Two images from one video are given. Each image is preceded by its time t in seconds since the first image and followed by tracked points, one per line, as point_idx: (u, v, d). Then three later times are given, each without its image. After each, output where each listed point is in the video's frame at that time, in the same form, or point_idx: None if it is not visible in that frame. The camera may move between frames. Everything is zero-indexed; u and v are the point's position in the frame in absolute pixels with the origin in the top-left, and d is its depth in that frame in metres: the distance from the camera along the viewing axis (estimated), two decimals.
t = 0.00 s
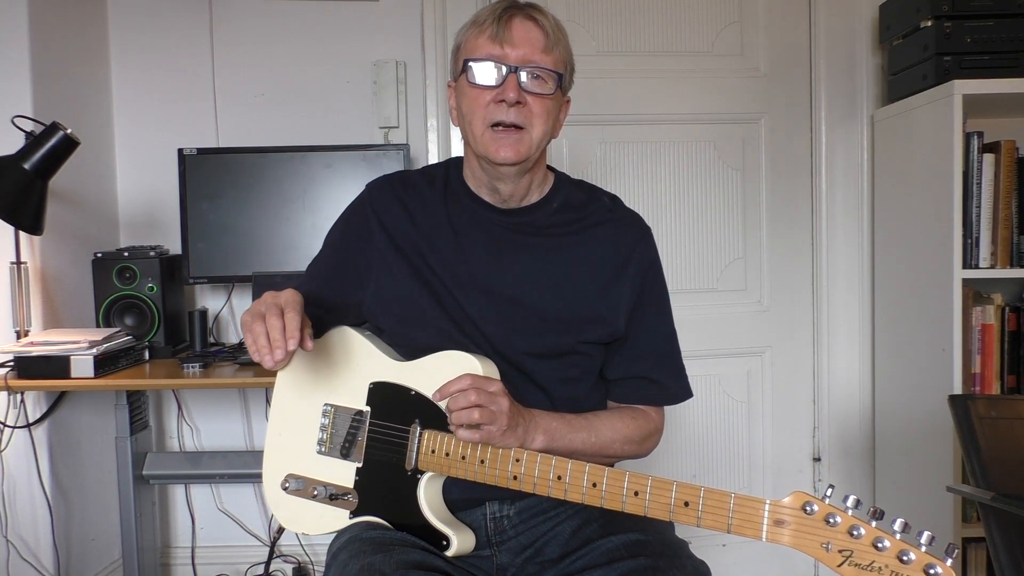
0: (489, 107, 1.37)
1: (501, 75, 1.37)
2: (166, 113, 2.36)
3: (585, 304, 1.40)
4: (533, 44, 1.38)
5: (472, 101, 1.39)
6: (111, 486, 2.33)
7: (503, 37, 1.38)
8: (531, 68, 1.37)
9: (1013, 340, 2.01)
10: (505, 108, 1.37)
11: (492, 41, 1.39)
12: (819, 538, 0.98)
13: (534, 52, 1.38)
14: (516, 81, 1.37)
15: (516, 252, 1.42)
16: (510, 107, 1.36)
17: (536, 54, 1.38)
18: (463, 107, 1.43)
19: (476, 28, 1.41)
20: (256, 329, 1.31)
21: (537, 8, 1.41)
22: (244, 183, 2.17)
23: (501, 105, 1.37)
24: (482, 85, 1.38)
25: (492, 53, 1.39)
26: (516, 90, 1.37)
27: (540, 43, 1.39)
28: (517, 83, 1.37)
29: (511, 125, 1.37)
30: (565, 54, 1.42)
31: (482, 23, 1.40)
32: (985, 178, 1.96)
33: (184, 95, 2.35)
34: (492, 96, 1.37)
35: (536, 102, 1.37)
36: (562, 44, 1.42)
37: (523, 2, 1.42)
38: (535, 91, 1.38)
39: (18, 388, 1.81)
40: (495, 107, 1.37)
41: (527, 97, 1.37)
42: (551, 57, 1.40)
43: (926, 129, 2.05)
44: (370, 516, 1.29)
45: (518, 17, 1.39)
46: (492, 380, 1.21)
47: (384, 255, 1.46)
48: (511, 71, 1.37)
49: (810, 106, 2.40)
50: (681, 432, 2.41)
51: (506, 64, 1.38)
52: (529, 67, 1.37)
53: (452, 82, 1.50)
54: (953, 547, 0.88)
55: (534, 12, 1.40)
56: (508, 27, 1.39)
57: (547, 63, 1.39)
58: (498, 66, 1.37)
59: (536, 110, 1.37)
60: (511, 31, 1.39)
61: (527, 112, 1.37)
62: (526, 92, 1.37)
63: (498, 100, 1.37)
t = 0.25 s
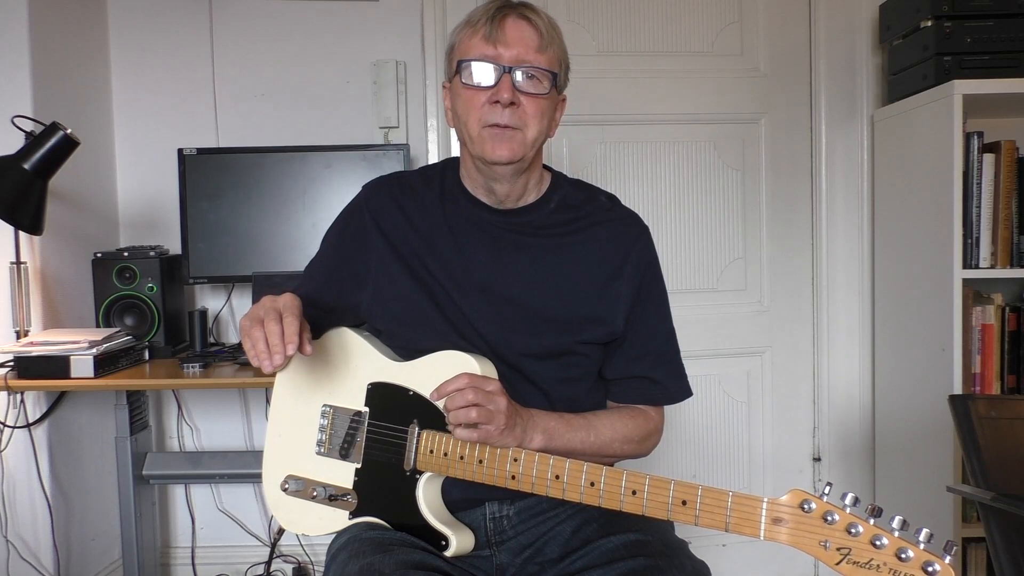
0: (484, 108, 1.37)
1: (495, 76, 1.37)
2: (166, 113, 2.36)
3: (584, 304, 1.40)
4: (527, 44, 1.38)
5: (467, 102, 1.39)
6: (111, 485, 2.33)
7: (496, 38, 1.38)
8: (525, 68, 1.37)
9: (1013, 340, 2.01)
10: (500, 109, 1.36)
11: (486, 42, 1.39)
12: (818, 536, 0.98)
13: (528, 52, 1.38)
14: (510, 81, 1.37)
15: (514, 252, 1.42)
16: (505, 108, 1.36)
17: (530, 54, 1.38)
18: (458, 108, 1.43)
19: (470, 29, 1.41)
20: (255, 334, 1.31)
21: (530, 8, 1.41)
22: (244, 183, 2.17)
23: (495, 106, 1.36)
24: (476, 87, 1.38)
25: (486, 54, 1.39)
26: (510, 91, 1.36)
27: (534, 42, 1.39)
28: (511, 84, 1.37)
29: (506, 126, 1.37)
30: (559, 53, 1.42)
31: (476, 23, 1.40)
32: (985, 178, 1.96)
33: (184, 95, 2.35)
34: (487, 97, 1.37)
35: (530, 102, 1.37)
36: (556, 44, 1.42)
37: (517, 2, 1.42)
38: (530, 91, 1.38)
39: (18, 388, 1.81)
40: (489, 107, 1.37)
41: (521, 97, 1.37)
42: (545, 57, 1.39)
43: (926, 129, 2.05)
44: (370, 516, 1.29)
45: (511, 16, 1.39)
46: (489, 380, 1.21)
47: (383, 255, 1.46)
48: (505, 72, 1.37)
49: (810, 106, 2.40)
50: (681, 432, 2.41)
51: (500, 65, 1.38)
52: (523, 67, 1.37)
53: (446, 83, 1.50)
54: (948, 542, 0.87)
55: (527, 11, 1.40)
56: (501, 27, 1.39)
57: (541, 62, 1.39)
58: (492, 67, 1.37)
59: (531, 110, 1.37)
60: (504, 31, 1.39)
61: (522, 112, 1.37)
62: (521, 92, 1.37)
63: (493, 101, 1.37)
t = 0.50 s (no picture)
0: (480, 111, 1.37)
1: (490, 78, 1.37)
2: (166, 113, 2.36)
3: (583, 304, 1.40)
4: (522, 45, 1.38)
5: (462, 105, 1.39)
6: (111, 485, 2.33)
7: (491, 39, 1.38)
8: (520, 69, 1.37)
9: (1013, 340, 2.00)
10: (495, 111, 1.36)
11: (480, 44, 1.39)
12: (818, 535, 0.98)
13: (523, 53, 1.38)
14: (505, 83, 1.37)
15: (514, 252, 1.42)
16: (500, 110, 1.36)
17: (525, 55, 1.38)
18: (454, 110, 1.43)
19: (464, 31, 1.41)
20: (266, 321, 1.29)
21: (525, 8, 1.41)
22: (244, 183, 2.17)
23: (491, 109, 1.36)
24: (471, 89, 1.38)
25: (480, 56, 1.38)
26: (505, 93, 1.36)
27: (529, 43, 1.38)
28: (506, 86, 1.37)
29: (502, 129, 1.37)
30: (554, 53, 1.42)
31: (470, 24, 1.40)
32: (985, 178, 1.96)
33: (184, 95, 2.35)
34: (482, 100, 1.37)
35: (526, 104, 1.37)
36: (551, 44, 1.41)
37: (511, 2, 1.42)
38: (525, 92, 1.38)
39: (18, 388, 1.81)
40: (485, 110, 1.37)
41: (517, 99, 1.37)
42: (540, 57, 1.39)
43: (926, 129, 2.05)
44: (370, 516, 1.29)
45: (505, 17, 1.39)
46: (488, 379, 1.21)
47: (383, 255, 1.46)
48: (500, 73, 1.37)
49: (810, 107, 2.40)
50: (681, 432, 2.41)
51: (495, 66, 1.38)
52: (518, 68, 1.37)
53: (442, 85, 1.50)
54: (948, 543, 0.88)
55: (521, 12, 1.40)
56: (495, 29, 1.38)
57: (537, 63, 1.39)
58: (487, 69, 1.37)
59: (526, 112, 1.37)
60: (499, 32, 1.38)
61: (518, 114, 1.37)
62: (516, 94, 1.37)
63: (488, 103, 1.37)
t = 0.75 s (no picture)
0: (469, 112, 1.37)
1: (476, 79, 1.37)
2: (166, 113, 2.36)
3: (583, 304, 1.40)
4: (505, 42, 1.38)
5: (452, 109, 1.39)
6: (111, 485, 2.33)
7: (473, 41, 1.38)
8: (506, 68, 1.37)
9: (1013, 340, 2.01)
10: (484, 112, 1.36)
11: (463, 46, 1.38)
12: (820, 536, 0.98)
13: (507, 51, 1.38)
14: (492, 83, 1.37)
15: (513, 252, 1.42)
16: (489, 111, 1.36)
17: (509, 53, 1.38)
18: (444, 115, 1.43)
19: (446, 35, 1.41)
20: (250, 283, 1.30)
21: (504, 7, 1.40)
22: (244, 183, 2.17)
23: (479, 110, 1.36)
24: (459, 92, 1.38)
25: (464, 58, 1.38)
26: (492, 93, 1.36)
27: (512, 41, 1.38)
28: (493, 85, 1.37)
29: (493, 129, 1.37)
30: (539, 47, 1.41)
31: (452, 28, 1.40)
32: (985, 178, 1.96)
33: (184, 95, 2.35)
34: (470, 102, 1.37)
35: (514, 101, 1.37)
36: (535, 38, 1.41)
37: (491, 2, 1.42)
38: (513, 90, 1.38)
39: (18, 388, 1.81)
40: (474, 112, 1.37)
41: (505, 98, 1.37)
42: (525, 53, 1.39)
43: (926, 129, 2.05)
44: (370, 517, 1.29)
45: (486, 17, 1.39)
46: (490, 380, 1.21)
47: (383, 255, 1.46)
48: (486, 74, 1.37)
49: (810, 107, 2.40)
50: (681, 432, 2.41)
51: (480, 67, 1.38)
52: (504, 67, 1.37)
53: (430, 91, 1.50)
54: (952, 543, 0.89)
55: (501, 10, 1.40)
56: (477, 30, 1.38)
57: (522, 60, 1.39)
58: (473, 71, 1.37)
59: (516, 110, 1.37)
60: (480, 33, 1.38)
61: (507, 113, 1.37)
62: (504, 93, 1.37)
63: (476, 105, 1.37)
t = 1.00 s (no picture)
0: (462, 113, 1.37)
1: (467, 80, 1.37)
2: (166, 113, 2.36)
3: (581, 303, 1.40)
4: (494, 41, 1.38)
5: (444, 110, 1.39)
6: (111, 485, 2.33)
7: (461, 42, 1.38)
8: (496, 67, 1.37)
9: (1013, 340, 2.01)
10: (477, 112, 1.36)
11: (452, 48, 1.39)
12: (816, 532, 0.98)
13: (496, 50, 1.38)
14: (482, 83, 1.37)
15: (512, 252, 1.42)
16: (481, 110, 1.36)
17: (499, 52, 1.38)
18: (436, 118, 1.42)
19: (435, 38, 1.41)
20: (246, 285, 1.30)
21: (491, 6, 1.41)
22: (244, 183, 2.17)
23: (472, 110, 1.36)
24: (450, 94, 1.38)
25: (454, 60, 1.38)
26: (483, 92, 1.36)
27: (500, 40, 1.38)
28: (484, 85, 1.37)
29: (486, 128, 1.37)
30: (527, 45, 1.41)
31: (440, 31, 1.40)
32: (985, 178, 1.96)
33: (184, 95, 2.35)
34: (462, 103, 1.37)
35: (506, 100, 1.37)
36: (523, 37, 1.41)
37: (477, 2, 1.42)
38: (504, 89, 1.38)
39: (18, 388, 1.81)
40: (466, 112, 1.36)
41: (496, 97, 1.37)
42: (515, 52, 1.39)
43: (926, 129, 2.05)
44: (369, 517, 1.29)
45: (473, 18, 1.39)
46: (484, 378, 1.21)
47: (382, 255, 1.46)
48: (476, 74, 1.37)
49: (810, 107, 2.40)
50: (681, 432, 2.41)
51: (470, 68, 1.38)
52: (494, 66, 1.37)
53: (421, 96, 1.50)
54: (947, 535, 0.89)
55: (488, 10, 1.40)
56: (465, 31, 1.38)
57: (512, 58, 1.39)
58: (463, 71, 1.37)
59: (508, 109, 1.37)
60: (468, 33, 1.38)
61: (499, 112, 1.37)
62: (495, 92, 1.37)
63: (468, 105, 1.36)
